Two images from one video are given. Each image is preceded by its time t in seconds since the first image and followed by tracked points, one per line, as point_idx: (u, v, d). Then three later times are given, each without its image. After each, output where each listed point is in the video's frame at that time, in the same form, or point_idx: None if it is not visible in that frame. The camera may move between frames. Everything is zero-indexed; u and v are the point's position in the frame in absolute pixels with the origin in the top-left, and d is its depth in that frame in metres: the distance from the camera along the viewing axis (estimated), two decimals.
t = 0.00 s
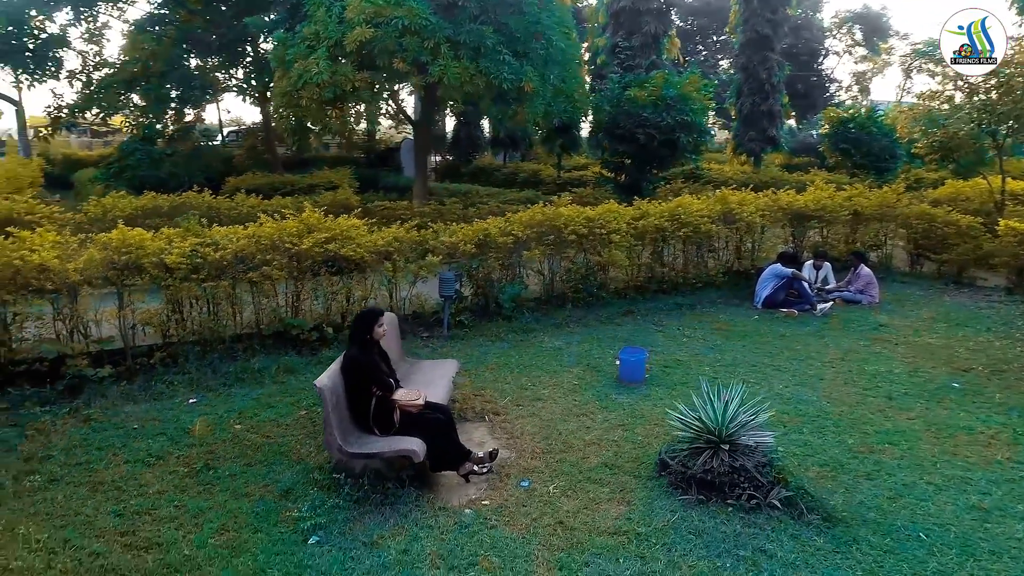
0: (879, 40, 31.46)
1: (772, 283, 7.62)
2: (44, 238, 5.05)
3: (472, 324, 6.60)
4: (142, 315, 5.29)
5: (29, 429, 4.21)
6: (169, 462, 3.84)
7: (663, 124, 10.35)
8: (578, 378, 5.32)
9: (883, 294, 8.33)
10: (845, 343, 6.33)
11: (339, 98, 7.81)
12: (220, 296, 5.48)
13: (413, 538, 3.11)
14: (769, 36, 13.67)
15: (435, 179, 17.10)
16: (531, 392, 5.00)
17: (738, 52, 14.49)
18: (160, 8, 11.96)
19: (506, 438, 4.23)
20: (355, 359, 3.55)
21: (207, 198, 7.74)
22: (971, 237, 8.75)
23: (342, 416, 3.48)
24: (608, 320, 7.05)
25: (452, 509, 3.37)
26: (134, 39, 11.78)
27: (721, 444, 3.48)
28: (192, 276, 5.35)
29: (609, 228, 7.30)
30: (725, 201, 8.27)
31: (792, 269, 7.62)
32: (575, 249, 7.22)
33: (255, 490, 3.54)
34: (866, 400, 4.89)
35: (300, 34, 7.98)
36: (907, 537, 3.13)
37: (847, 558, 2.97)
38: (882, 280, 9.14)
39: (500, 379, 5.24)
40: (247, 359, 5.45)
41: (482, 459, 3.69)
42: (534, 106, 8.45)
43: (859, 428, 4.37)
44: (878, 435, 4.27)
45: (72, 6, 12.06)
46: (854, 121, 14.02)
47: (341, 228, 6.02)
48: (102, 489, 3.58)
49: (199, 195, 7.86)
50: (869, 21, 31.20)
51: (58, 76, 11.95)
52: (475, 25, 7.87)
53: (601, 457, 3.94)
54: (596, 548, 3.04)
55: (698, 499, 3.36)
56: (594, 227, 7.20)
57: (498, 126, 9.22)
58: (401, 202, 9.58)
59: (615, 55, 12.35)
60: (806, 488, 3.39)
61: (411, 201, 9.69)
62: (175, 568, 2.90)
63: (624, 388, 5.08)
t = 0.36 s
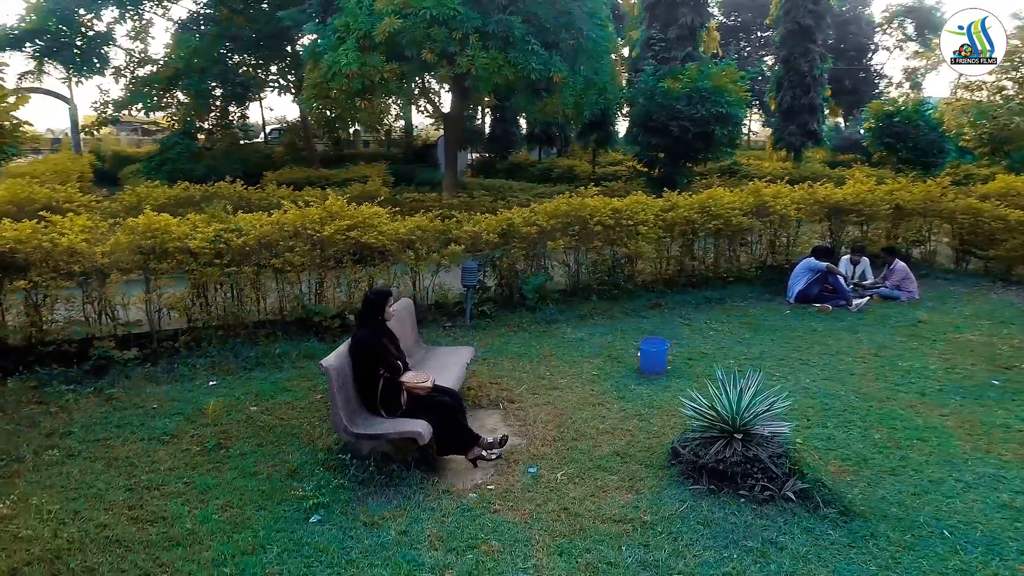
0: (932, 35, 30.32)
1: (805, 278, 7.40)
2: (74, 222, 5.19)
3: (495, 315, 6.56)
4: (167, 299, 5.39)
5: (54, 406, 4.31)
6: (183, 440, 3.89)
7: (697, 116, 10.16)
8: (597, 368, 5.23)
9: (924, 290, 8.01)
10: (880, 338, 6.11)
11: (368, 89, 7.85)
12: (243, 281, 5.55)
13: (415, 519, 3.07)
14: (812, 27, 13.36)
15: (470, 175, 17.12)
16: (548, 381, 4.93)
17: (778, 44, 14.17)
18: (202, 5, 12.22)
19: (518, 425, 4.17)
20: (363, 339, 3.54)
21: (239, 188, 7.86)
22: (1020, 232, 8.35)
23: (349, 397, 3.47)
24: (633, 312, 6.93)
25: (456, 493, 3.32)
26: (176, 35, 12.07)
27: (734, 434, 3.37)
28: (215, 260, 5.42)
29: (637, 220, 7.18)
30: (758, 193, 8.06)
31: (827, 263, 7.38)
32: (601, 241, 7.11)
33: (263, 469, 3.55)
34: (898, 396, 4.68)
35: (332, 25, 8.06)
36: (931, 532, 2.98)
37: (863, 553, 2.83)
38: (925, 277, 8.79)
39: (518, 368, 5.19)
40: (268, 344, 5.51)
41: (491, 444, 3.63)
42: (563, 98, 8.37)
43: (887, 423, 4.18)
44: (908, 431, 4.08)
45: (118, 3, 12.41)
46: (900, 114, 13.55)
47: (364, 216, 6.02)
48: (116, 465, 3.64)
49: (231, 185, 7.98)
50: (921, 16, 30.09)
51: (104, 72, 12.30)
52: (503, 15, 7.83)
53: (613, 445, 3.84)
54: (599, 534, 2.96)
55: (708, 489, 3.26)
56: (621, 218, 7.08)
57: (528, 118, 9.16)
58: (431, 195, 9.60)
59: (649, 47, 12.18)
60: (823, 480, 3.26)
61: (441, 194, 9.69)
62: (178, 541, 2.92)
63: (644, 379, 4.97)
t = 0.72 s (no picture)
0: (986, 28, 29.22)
1: (836, 274, 7.17)
2: (100, 210, 5.29)
3: (515, 307, 6.51)
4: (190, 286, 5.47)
5: (74, 389, 4.41)
6: (194, 424, 3.93)
7: (729, 109, 9.95)
8: (613, 362, 5.14)
9: (964, 289, 7.70)
10: (913, 336, 5.88)
11: (394, 83, 7.89)
12: (263, 270, 5.60)
13: (411, 505, 3.04)
14: (853, 19, 12.98)
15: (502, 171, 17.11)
16: (562, 373, 4.87)
17: (818, 37, 13.80)
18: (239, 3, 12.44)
19: (527, 416, 4.11)
20: (367, 326, 3.51)
21: (267, 180, 7.98)
22: None
23: (352, 383, 3.46)
24: (656, 307, 6.81)
25: (457, 481, 3.28)
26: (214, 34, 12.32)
27: (743, 427, 3.26)
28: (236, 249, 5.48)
29: (661, 213, 7.04)
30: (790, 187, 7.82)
31: (860, 259, 7.14)
32: (624, 234, 7.01)
33: (268, 453, 3.57)
34: (926, 394, 4.49)
35: (359, 19, 8.11)
36: (947, 533, 2.83)
37: (872, 552, 2.71)
38: (966, 275, 8.45)
39: (533, 360, 5.13)
40: (287, 333, 5.56)
41: (495, 433, 3.58)
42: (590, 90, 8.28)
43: (913, 422, 4.01)
44: (934, 430, 3.90)
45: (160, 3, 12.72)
46: (945, 108, 13.08)
47: (383, 206, 6.02)
48: (127, 445, 3.69)
49: (260, 177, 8.08)
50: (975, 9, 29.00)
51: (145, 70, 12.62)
52: (529, 7, 7.78)
53: (622, 437, 3.76)
54: (597, 525, 2.88)
55: (714, 483, 3.16)
56: (645, 211, 6.96)
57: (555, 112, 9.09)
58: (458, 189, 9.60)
59: (682, 41, 11.99)
60: (835, 477, 3.13)
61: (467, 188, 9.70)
62: (176, 520, 2.94)
63: (661, 373, 4.86)
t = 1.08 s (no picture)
0: None
1: (862, 273, 6.97)
2: (118, 204, 5.38)
3: (529, 304, 6.46)
4: (205, 279, 5.55)
5: (88, 377, 4.50)
6: (199, 414, 3.97)
7: (757, 105, 9.75)
8: (624, 359, 5.05)
9: (999, 291, 7.41)
10: (939, 338, 5.67)
11: (415, 79, 7.91)
12: (277, 264, 5.65)
13: (402, 498, 3.02)
14: (889, 13, 12.61)
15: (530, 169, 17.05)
16: (571, 370, 4.79)
17: (853, 31, 13.44)
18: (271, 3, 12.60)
19: (530, 411, 4.06)
20: (365, 317, 3.51)
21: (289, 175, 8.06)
22: None
23: (350, 374, 3.46)
24: (674, 305, 6.69)
25: (451, 474, 3.25)
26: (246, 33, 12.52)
27: (744, 426, 3.15)
28: (250, 243, 5.54)
29: (680, 210, 6.91)
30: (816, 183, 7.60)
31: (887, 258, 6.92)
32: (643, 231, 6.90)
33: (266, 443, 3.58)
34: (946, 397, 4.31)
35: (381, 16, 8.15)
36: (954, 541, 2.71)
37: (872, 558, 2.60)
38: (1004, 277, 8.12)
39: (542, 356, 5.07)
40: (300, 326, 5.60)
41: (493, 428, 3.54)
42: (612, 86, 8.19)
43: (931, 425, 3.85)
44: (953, 433, 3.74)
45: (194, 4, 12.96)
46: (987, 103, 12.53)
47: (397, 201, 6.01)
48: (132, 433, 3.75)
49: (283, 173, 8.18)
50: None
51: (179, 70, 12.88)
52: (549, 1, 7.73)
53: (624, 435, 3.68)
54: (588, 522, 2.82)
55: (713, 482, 3.08)
56: (664, 207, 6.85)
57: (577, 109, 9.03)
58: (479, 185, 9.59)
59: (711, 36, 11.83)
60: (839, 478, 3.02)
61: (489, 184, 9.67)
62: (169, 507, 2.97)
63: (671, 371, 4.76)
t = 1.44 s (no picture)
0: None
1: (894, 275, 6.74)
2: (142, 200, 5.49)
3: (547, 302, 6.42)
4: (226, 274, 5.65)
5: (108, 367, 4.62)
6: (210, 405, 4.04)
7: (790, 102, 9.54)
8: (638, 359, 4.97)
9: None
10: (972, 342, 5.45)
11: (440, 76, 7.93)
12: (297, 259, 5.72)
13: (396, 493, 3.01)
14: (934, 7, 12.18)
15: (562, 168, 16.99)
16: (582, 368, 4.74)
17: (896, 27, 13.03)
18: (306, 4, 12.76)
19: (536, 409, 4.02)
20: (367, 312, 3.52)
21: (315, 172, 8.16)
22: None
23: (351, 368, 3.46)
24: (696, 305, 6.57)
25: (449, 470, 3.23)
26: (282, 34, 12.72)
27: (747, 428, 3.06)
28: (269, 238, 5.61)
29: (704, 208, 6.79)
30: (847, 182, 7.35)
31: (921, 259, 6.69)
32: (665, 230, 6.79)
33: (270, 436, 3.61)
34: (971, 403, 4.13)
35: (407, 14, 8.20)
36: (965, 553, 2.58)
37: (872, 568, 2.50)
38: None
39: (554, 355, 5.03)
40: (317, 321, 5.66)
41: (494, 425, 3.51)
42: (638, 83, 8.10)
43: (952, 431, 3.69)
44: (975, 441, 3.58)
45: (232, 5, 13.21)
46: None
47: (415, 197, 6.03)
48: (144, 422, 3.83)
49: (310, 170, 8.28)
50: None
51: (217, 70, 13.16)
52: None
53: (628, 435, 3.61)
54: (580, 522, 2.78)
55: (712, 485, 3.00)
56: (687, 206, 6.73)
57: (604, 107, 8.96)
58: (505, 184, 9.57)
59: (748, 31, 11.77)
60: (844, 484, 2.92)
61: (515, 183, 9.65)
62: (168, 496, 3.02)
63: (686, 372, 4.67)
